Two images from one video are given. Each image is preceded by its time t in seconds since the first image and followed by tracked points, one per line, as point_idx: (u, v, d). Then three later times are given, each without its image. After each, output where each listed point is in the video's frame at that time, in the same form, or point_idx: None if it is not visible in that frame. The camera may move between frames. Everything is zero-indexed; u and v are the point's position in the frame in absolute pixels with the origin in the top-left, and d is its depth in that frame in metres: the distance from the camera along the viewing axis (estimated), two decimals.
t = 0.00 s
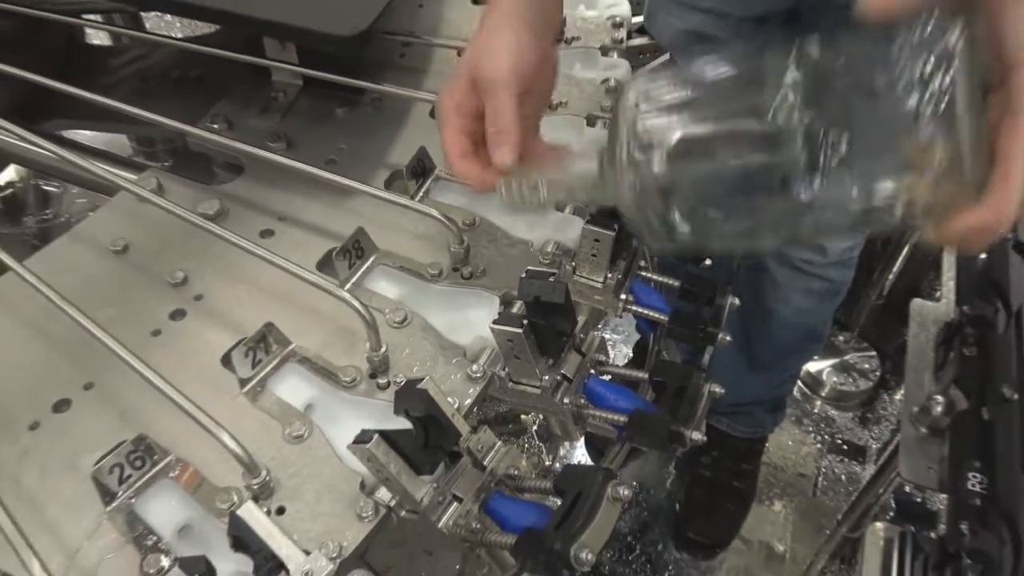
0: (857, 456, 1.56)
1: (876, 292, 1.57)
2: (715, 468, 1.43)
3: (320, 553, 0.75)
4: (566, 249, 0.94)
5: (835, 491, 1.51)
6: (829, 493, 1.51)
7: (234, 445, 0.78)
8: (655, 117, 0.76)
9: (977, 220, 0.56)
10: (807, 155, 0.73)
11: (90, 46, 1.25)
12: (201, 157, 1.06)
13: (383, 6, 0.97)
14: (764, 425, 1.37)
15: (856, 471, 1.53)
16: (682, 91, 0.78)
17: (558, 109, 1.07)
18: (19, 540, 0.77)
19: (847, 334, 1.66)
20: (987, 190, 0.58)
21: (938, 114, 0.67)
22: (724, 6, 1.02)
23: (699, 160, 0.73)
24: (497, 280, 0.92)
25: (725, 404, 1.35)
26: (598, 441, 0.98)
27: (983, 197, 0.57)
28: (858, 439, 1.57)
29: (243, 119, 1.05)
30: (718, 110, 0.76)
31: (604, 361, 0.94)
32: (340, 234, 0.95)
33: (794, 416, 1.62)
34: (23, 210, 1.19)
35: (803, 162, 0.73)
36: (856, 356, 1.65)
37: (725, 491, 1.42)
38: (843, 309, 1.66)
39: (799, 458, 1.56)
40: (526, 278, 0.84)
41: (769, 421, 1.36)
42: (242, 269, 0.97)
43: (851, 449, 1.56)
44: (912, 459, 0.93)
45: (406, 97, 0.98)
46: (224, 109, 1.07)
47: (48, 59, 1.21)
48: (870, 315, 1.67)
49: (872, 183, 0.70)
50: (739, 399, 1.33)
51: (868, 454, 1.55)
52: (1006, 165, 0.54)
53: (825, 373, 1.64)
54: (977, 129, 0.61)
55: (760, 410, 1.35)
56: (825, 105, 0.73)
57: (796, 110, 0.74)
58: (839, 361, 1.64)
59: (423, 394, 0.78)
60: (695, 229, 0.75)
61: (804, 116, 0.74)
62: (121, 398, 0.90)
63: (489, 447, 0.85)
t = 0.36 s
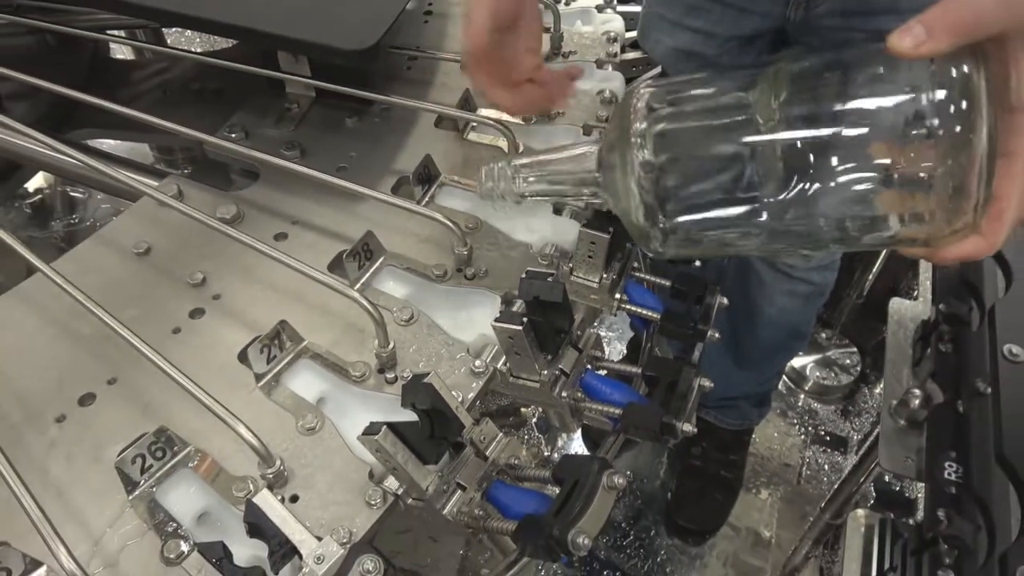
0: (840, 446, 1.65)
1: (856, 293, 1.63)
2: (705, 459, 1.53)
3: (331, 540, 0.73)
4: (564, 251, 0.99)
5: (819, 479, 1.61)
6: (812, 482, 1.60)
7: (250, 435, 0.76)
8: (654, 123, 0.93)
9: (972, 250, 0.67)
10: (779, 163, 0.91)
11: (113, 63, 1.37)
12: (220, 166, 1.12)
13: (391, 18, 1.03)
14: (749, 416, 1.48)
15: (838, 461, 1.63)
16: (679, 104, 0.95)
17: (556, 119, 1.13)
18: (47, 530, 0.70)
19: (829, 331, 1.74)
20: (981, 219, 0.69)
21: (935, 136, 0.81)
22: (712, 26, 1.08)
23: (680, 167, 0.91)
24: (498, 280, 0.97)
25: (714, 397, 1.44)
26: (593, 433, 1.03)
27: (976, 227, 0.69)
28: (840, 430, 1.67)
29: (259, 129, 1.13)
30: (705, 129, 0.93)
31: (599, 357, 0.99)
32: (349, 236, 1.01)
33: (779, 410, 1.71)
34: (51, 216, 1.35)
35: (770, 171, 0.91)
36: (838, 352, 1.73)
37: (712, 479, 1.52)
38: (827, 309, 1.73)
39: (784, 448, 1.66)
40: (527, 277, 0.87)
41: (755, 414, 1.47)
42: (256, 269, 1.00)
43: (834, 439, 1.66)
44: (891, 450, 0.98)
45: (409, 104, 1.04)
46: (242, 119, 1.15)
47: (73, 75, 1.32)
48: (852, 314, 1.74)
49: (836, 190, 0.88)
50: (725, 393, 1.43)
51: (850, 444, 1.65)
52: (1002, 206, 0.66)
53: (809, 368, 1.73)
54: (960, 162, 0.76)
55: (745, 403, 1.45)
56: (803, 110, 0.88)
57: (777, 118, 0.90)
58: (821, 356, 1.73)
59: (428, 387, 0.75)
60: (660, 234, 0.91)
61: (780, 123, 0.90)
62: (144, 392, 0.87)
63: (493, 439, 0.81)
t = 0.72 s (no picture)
0: (840, 444, 1.65)
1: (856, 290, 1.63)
2: (704, 458, 1.53)
3: (332, 538, 0.74)
4: (564, 250, 0.99)
5: (818, 478, 1.61)
6: (813, 480, 1.60)
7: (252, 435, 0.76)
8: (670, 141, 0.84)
9: (986, 256, 0.75)
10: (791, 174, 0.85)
11: (112, 64, 1.37)
12: (219, 167, 1.11)
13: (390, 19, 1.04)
14: (749, 415, 1.47)
15: (838, 460, 1.63)
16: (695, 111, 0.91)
17: (555, 118, 1.13)
18: (49, 529, 0.70)
19: (829, 329, 1.76)
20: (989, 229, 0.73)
21: (942, 149, 0.78)
22: (713, 24, 1.09)
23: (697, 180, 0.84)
24: (497, 280, 0.97)
25: (713, 396, 1.45)
26: (594, 431, 1.03)
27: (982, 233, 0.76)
28: (840, 428, 1.67)
29: (259, 130, 1.14)
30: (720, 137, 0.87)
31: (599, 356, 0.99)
32: (349, 236, 1.01)
33: (778, 408, 1.71)
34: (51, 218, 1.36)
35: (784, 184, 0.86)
36: (838, 350, 1.75)
37: (713, 478, 1.51)
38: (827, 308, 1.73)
39: (784, 447, 1.66)
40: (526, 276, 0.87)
41: (754, 413, 1.46)
42: (257, 269, 1.00)
43: (834, 438, 1.66)
44: (892, 448, 0.98)
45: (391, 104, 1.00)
46: (242, 121, 1.15)
47: (72, 78, 1.32)
48: (852, 312, 1.75)
49: (846, 205, 0.84)
50: (726, 392, 1.43)
51: (850, 443, 1.65)
52: (1012, 216, 0.74)
53: (809, 366, 1.74)
54: (969, 171, 0.74)
55: (746, 403, 1.45)
56: (813, 119, 0.86)
57: (789, 133, 0.86)
58: (821, 355, 1.75)
59: (428, 385, 0.76)
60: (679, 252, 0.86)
61: (792, 135, 0.86)
62: (146, 393, 0.88)
63: (493, 437, 0.82)
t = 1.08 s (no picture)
0: (840, 441, 1.66)
1: (855, 288, 1.64)
2: (705, 456, 1.52)
3: (335, 537, 0.75)
4: (563, 249, 0.99)
5: (819, 475, 1.61)
6: (813, 477, 1.61)
7: (254, 436, 0.76)
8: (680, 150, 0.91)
9: (983, 264, 0.70)
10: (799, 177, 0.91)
11: (110, 67, 1.38)
12: (218, 171, 1.14)
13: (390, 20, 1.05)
14: (750, 413, 1.47)
15: (838, 457, 1.64)
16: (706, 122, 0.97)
17: (553, 118, 1.13)
18: (53, 531, 0.70)
19: (828, 327, 1.76)
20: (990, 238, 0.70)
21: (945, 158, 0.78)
22: (711, 26, 1.09)
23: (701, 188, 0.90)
24: (497, 279, 0.97)
25: (714, 394, 1.45)
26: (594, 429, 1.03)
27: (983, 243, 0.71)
28: (840, 425, 1.68)
29: (258, 133, 1.14)
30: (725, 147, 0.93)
31: (599, 354, 0.99)
32: (348, 237, 1.01)
33: (778, 406, 1.72)
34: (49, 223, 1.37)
35: (790, 186, 0.91)
36: (837, 348, 1.75)
37: (714, 477, 1.51)
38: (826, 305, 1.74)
39: (785, 444, 1.66)
40: (526, 275, 0.87)
41: (754, 411, 1.46)
42: (257, 270, 1.00)
43: (834, 435, 1.67)
44: (892, 445, 0.98)
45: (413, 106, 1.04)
46: (240, 124, 1.16)
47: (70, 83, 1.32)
48: (851, 310, 1.75)
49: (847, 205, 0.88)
50: (725, 391, 1.43)
51: (850, 440, 1.66)
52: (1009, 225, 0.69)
53: (808, 364, 1.74)
54: (968, 178, 0.74)
55: (746, 402, 1.45)
56: (821, 124, 0.90)
57: (796, 141, 0.91)
58: (821, 352, 1.75)
59: (428, 384, 0.76)
60: (689, 257, 0.90)
61: (798, 143, 0.91)
62: (149, 396, 0.88)
63: (494, 436, 0.82)
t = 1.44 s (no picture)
0: (834, 436, 1.68)
1: (847, 285, 1.65)
2: (700, 453, 1.53)
3: (336, 534, 0.75)
4: (558, 249, 1.00)
5: (813, 470, 1.63)
6: (808, 472, 1.63)
7: (255, 437, 0.77)
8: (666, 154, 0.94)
9: (960, 262, 0.68)
10: (782, 179, 0.92)
11: (102, 74, 1.38)
12: (214, 174, 1.17)
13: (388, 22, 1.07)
14: (745, 409, 1.48)
15: (832, 452, 1.66)
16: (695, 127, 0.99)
17: (546, 119, 1.15)
18: (56, 533, 0.70)
19: (819, 323, 1.78)
20: (966, 235, 0.69)
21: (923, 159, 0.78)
22: (699, 26, 1.10)
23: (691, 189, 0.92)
24: (493, 279, 0.98)
25: (707, 390, 1.46)
26: (591, 426, 1.05)
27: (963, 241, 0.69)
28: (834, 420, 1.70)
29: (253, 136, 1.15)
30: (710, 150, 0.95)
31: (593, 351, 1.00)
32: (346, 240, 1.02)
33: (772, 402, 1.73)
34: (42, 230, 1.38)
35: (776, 188, 0.91)
36: (829, 344, 1.77)
37: (710, 474, 1.53)
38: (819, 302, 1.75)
39: (779, 440, 1.68)
40: (521, 275, 0.88)
41: (749, 408, 1.47)
42: (254, 272, 1.01)
43: (828, 430, 1.69)
44: (884, 438, 1.00)
45: (408, 112, 1.08)
46: (235, 128, 1.17)
47: (63, 90, 1.33)
48: (844, 306, 1.77)
49: (833, 200, 0.88)
50: (719, 388, 1.45)
51: (844, 434, 1.67)
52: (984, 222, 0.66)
53: (802, 360, 1.76)
54: (944, 180, 0.74)
55: (739, 398, 1.47)
56: (803, 128, 0.91)
57: (778, 143, 0.92)
58: (813, 349, 1.77)
59: (427, 382, 0.77)
60: (678, 259, 0.92)
61: (781, 147, 0.92)
62: (148, 399, 0.88)
63: (492, 433, 0.83)
